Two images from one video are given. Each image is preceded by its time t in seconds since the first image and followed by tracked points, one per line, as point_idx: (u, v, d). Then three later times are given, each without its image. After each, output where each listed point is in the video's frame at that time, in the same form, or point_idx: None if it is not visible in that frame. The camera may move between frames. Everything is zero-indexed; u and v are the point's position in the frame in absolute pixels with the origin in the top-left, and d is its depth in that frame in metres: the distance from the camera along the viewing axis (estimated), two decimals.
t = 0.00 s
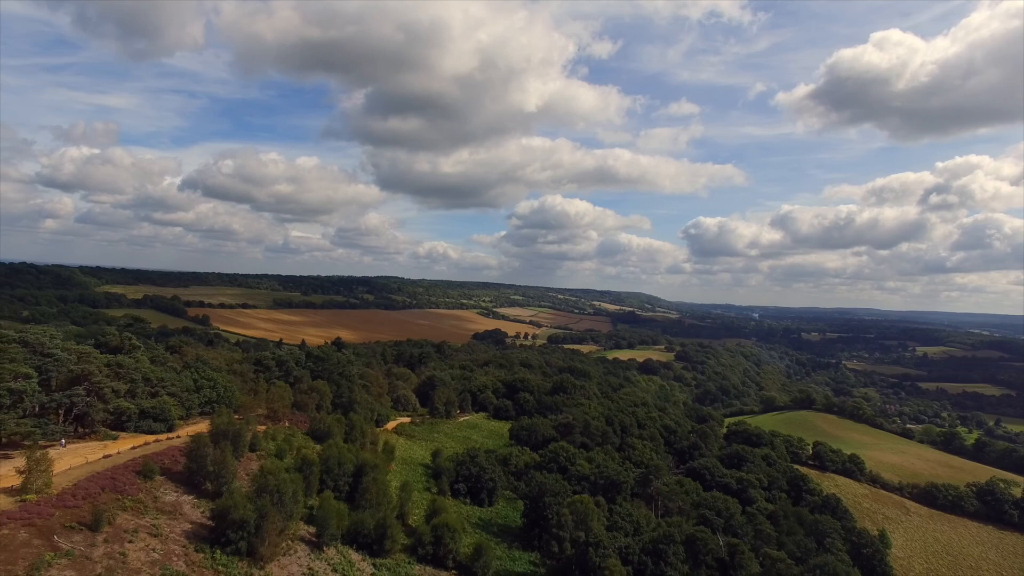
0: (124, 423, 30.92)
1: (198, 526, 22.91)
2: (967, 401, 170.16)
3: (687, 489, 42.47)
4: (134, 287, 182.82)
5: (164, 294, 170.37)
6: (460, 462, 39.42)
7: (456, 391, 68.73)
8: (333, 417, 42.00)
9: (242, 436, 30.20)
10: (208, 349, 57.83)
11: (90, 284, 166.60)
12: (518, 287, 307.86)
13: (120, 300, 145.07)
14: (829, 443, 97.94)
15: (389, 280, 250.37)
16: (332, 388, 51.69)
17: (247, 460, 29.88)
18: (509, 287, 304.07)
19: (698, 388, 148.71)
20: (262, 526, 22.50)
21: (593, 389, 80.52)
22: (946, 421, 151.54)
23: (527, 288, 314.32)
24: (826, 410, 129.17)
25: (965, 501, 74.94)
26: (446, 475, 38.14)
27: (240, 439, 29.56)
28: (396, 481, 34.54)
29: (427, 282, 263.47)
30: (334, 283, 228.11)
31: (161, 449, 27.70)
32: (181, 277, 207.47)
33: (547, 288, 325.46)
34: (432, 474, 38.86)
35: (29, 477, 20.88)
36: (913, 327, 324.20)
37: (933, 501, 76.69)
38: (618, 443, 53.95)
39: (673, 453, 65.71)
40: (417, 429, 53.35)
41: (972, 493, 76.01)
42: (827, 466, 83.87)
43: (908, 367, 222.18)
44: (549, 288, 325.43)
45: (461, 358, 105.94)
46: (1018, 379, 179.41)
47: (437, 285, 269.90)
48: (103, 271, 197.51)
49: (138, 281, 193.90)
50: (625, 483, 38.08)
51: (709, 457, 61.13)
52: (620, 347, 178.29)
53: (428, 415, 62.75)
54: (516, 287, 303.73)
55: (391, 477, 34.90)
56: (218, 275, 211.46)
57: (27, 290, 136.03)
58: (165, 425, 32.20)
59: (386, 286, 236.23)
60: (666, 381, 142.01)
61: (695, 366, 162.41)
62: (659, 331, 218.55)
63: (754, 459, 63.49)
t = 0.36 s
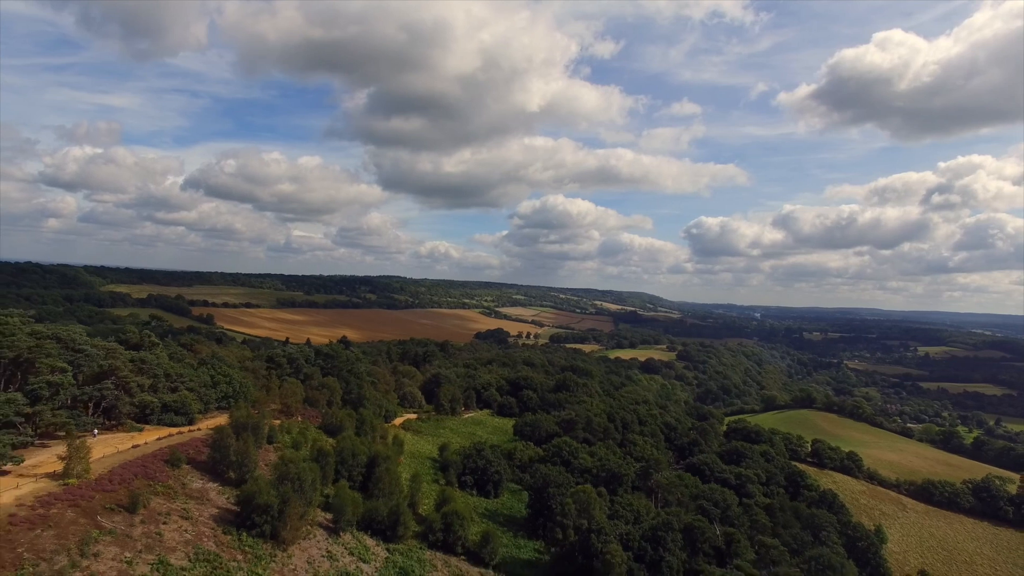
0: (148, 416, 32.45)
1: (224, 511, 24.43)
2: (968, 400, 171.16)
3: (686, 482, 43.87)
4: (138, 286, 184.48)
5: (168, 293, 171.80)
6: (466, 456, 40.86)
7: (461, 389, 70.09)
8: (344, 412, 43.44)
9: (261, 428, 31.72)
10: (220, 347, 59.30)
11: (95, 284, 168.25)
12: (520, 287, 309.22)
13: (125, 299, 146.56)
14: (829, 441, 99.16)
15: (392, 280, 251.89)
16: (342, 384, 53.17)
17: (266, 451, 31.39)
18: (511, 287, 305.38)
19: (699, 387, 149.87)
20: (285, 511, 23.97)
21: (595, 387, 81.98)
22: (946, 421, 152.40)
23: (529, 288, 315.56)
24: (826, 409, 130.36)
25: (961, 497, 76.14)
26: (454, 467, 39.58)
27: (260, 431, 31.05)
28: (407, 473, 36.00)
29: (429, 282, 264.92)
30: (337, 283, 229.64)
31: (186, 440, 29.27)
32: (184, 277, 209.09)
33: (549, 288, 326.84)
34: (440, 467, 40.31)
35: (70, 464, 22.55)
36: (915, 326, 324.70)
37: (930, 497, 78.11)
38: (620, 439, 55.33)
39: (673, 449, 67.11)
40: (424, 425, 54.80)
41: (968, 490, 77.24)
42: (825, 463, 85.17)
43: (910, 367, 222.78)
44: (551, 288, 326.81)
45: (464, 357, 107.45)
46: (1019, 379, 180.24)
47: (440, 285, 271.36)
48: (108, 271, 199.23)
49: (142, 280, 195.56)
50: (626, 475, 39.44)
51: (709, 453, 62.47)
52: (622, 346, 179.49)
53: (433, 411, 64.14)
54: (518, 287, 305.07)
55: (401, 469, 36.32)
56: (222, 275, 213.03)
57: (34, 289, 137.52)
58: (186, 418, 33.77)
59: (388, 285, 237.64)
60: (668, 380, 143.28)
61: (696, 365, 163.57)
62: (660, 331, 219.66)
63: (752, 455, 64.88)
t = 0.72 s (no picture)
0: (169, 409, 33.98)
1: (248, 497, 25.99)
2: (968, 400, 172.17)
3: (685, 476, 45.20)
4: (142, 285, 186.15)
5: (173, 292, 173.16)
6: (473, 449, 42.29)
7: (466, 386, 71.52)
8: (354, 407, 44.89)
9: (277, 421, 33.20)
10: (232, 343, 60.84)
11: (100, 282, 169.89)
12: (521, 286, 310.68)
13: (130, 297, 148.12)
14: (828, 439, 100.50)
15: (394, 279, 253.49)
16: (351, 380, 54.64)
17: (284, 442, 32.94)
18: (513, 286, 306.94)
19: (700, 386, 151.20)
20: (305, 498, 25.48)
21: (597, 385, 83.45)
22: (946, 420, 153.48)
23: (531, 287, 317.02)
24: (825, 408, 131.67)
25: (956, 494, 77.47)
26: (460, 460, 41.01)
27: (276, 424, 32.54)
28: (416, 464, 37.48)
29: (431, 281, 266.51)
30: (339, 282, 231.31)
31: (208, 431, 30.81)
32: (188, 275, 210.83)
33: (551, 287, 328.25)
34: (447, 460, 41.77)
35: (105, 452, 24.13)
36: (917, 327, 325.40)
37: (926, 494, 79.49)
38: (621, 435, 56.74)
39: (673, 445, 68.51)
40: (430, 421, 56.29)
41: (964, 487, 78.55)
42: (824, 460, 86.53)
43: (910, 367, 223.80)
44: (553, 287, 328.33)
45: (468, 355, 109.02)
46: (1020, 379, 181.14)
47: (442, 284, 272.94)
48: (112, 270, 200.97)
49: (146, 279, 197.21)
50: (627, 469, 40.84)
51: (708, 449, 63.94)
52: (623, 346, 180.82)
53: (439, 408, 65.58)
54: (520, 286, 306.54)
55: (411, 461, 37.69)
56: (225, 274, 214.72)
57: (41, 288, 139.00)
58: (205, 411, 35.31)
59: (391, 284, 239.21)
60: (669, 379, 144.57)
61: (697, 364, 164.86)
62: (662, 330, 221.04)
63: (751, 451, 66.36)
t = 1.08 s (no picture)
0: (189, 403, 35.48)
1: (269, 485, 27.51)
2: (968, 400, 173.18)
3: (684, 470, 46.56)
4: (146, 284, 187.78)
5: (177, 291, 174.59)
6: (478, 443, 43.76)
7: (470, 384, 72.90)
8: (363, 403, 46.29)
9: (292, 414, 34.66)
10: (242, 341, 62.41)
11: (104, 282, 171.43)
12: (523, 286, 312.16)
13: (135, 297, 149.66)
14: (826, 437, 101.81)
15: (396, 279, 254.95)
16: (359, 377, 56.08)
17: (299, 434, 34.45)
18: (514, 286, 308.43)
19: (701, 385, 152.42)
20: (323, 486, 26.98)
21: (598, 383, 84.93)
22: (946, 420, 154.47)
23: (532, 287, 318.43)
24: (825, 407, 132.89)
25: (952, 491, 78.80)
26: (466, 454, 42.47)
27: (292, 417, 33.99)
28: (425, 458, 38.96)
29: (433, 281, 268.07)
30: (341, 281, 232.91)
31: (227, 424, 32.36)
32: (191, 274, 212.47)
33: (552, 287, 329.64)
34: (454, 454, 43.21)
35: (136, 441, 25.67)
36: (918, 327, 326.20)
37: (922, 491, 80.90)
38: (622, 432, 58.11)
39: (673, 442, 69.93)
40: (436, 417, 57.75)
41: (959, 484, 79.86)
42: (822, 458, 87.89)
43: (911, 367, 224.68)
44: (555, 287, 329.77)
45: (471, 354, 110.48)
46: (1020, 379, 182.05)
47: (444, 284, 274.46)
48: (116, 270, 202.67)
49: (149, 279, 198.90)
50: (627, 462, 42.26)
51: (707, 446, 65.29)
52: (625, 345, 182.07)
53: (444, 405, 67.05)
54: (521, 286, 308.05)
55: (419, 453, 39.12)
56: (228, 274, 216.33)
57: (47, 287, 140.49)
58: (223, 405, 36.81)
59: (393, 284, 240.76)
60: (669, 378, 145.80)
61: (698, 364, 166.09)
62: (663, 330, 222.23)
63: (750, 448, 67.79)
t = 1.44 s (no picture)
0: (208, 398, 36.94)
1: (288, 474, 29.05)
2: (968, 400, 173.99)
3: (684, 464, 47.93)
4: (151, 283, 189.59)
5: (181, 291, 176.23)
6: (484, 438, 45.22)
7: (474, 381, 74.28)
8: (372, 399, 47.70)
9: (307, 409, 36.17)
10: (254, 339, 63.95)
11: (109, 281, 173.19)
12: (524, 285, 313.51)
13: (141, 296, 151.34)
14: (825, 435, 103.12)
15: (398, 278, 256.54)
16: (367, 374, 57.52)
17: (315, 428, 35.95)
18: (516, 286, 310.00)
19: (702, 384, 153.73)
20: (340, 475, 28.46)
21: (600, 381, 86.42)
22: (946, 419, 155.43)
23: (534, 287, 319.98)
24: (825, 406, 134.14)
25: (948, 488, 80.14)
26: (473, 448, 43.90)
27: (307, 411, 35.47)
28: (433, 451, 40.43)
29: (435, 280, 269.73)
30: (344, 280, 234.63)
31: (246, 417, 33.86)
32: (194, 273, 214.30)
33: (554, 287, 331.07)
34: (461, 448, 44.65)
35: (164, 432, 27.23)
36: (920, 327, 326.54)
37: (919, 488, 82.19)
38: (623, 428, 59.52)
39: (674, 439, 71.33)
40: (442, 413, 59.22)
41: (956, 481, 81.16)
42: (820, 455, 89.28)
43: (912, 367, 225.60)
44: (556, 287, 331.12)
45: (474, 353, 111.99)
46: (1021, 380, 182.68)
47: (446, 283, 276.05)
48: (120, 269, 204.52)
49: (154, 278, 200.76)
50: (629, 456, 43.64)
51: (707, 442, 66.71)
52: (626, 345, 183.41)
53: (449, 402, 68.52)
54: (523, 286, 309.66)
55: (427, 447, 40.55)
56: (231, 273, 218.10)
57: (52, 287, 142.31)
58: (239, 400, 38.23)
59: (395, 284, 242.37)
60: (670, 377, 147.08)
61: (699, 363, 167.35)
62: (664, 330, 223.50)
63: (749, 445, 69.20)
